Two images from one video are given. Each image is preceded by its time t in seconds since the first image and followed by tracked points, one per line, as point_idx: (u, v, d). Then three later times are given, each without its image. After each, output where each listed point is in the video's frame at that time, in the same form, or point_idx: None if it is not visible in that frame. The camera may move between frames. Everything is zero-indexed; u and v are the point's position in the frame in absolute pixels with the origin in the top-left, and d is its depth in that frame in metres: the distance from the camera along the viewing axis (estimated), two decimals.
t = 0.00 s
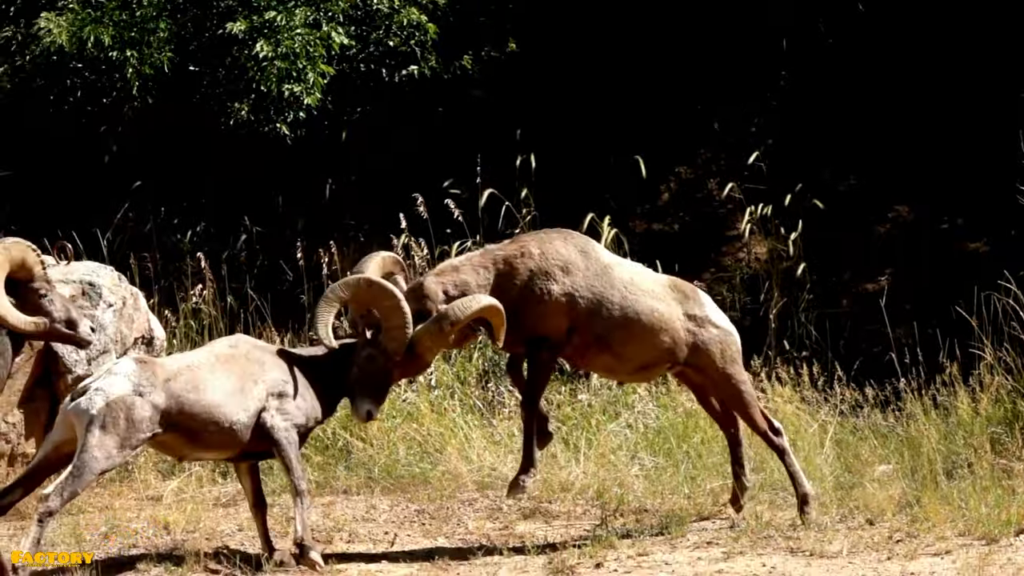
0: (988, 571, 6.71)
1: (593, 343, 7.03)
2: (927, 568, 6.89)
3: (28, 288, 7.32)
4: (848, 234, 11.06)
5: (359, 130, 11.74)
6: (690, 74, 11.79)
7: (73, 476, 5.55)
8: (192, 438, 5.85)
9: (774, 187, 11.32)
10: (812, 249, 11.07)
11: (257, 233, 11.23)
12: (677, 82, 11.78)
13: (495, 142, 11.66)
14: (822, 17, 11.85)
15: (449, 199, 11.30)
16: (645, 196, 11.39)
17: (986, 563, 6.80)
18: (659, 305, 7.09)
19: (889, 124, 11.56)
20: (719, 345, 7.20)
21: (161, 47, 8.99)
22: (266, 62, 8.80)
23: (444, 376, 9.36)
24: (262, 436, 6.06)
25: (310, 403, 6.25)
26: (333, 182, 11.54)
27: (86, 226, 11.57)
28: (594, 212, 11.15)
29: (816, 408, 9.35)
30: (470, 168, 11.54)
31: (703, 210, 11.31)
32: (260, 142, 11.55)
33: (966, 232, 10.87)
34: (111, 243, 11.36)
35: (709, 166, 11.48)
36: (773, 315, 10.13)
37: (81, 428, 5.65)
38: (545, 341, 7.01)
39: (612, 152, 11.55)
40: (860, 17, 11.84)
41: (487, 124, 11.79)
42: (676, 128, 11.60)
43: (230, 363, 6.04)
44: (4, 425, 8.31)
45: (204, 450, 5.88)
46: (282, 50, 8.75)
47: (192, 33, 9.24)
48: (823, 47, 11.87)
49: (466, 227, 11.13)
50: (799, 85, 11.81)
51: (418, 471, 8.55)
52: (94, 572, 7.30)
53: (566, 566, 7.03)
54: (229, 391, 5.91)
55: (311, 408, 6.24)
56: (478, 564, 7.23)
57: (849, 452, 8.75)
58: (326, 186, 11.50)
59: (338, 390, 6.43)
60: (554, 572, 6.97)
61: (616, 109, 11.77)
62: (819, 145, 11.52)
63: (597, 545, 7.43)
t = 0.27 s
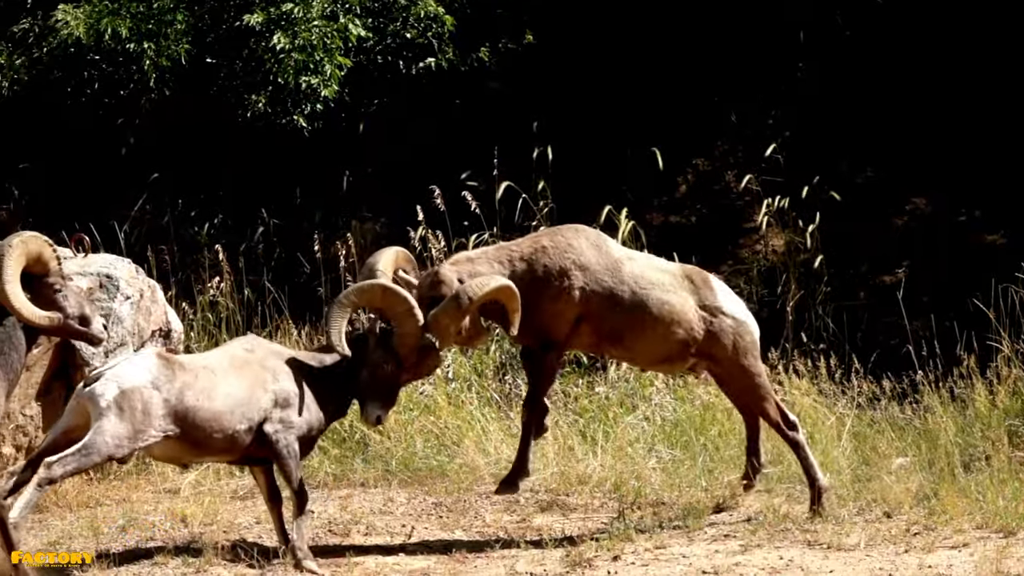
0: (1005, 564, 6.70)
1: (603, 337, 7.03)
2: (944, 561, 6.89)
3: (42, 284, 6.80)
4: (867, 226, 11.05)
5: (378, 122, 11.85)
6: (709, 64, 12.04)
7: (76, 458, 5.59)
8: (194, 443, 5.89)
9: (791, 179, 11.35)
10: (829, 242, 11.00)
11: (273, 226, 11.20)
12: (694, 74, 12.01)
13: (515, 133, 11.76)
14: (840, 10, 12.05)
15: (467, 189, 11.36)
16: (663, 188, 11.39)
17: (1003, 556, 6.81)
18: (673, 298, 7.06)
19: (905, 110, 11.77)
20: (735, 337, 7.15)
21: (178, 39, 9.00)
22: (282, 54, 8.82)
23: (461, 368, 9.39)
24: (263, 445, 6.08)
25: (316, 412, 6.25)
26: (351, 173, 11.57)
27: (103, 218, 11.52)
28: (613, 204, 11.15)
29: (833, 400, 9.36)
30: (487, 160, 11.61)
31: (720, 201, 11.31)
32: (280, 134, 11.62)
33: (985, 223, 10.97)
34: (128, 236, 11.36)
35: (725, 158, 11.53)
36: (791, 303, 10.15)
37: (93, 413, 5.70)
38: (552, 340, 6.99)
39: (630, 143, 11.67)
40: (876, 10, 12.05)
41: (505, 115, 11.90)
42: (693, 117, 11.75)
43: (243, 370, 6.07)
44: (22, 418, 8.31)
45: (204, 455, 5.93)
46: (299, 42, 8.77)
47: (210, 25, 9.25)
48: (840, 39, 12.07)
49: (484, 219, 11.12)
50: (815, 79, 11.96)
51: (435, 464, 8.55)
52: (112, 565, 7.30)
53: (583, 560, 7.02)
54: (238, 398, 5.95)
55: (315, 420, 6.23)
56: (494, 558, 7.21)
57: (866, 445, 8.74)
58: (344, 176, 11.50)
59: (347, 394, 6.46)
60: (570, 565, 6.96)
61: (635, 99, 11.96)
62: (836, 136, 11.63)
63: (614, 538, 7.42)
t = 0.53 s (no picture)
0: None
1: (617, 342, 7.02)
2: (963, 556, 6.90)
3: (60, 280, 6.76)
4: (883, 221, 11.11)
5: (397, 116, 11.92)
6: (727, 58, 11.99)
7: (89, 450, 5.68)
8: (196, 442, 6.04)
9: (808, 174, 11.38)
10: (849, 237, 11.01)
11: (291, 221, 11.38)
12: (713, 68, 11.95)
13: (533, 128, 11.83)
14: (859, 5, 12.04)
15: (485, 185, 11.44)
16: (681, 183, 11.44)
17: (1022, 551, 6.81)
18: (685, 298, 7.01)
19: (928, 110, 11.59)
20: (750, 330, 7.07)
21: (197, 34, 9.11)
22: (300, 49, 8.92)
23: (479, 363, 9.40)
24: (263, 444, 6.22)
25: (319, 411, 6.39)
26: (368, 169, 11.76)
27: (121, 213, 11.72)
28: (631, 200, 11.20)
29: (852, 394, 9.36)
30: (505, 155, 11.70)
31: (739, 196, 11.34)
32: (297, 130, 11.75)
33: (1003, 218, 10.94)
34: (146, 231, 11.39)
35: (743, 153, 11.51)
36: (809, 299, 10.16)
37: (104, 408, 5.79)
38: (565, 349, 6.98)
39: (648, 139, 11.65)
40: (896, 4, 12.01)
41: (523, 110, 11.96)
42: (712, 113, 11.64)
43: (247, 370, 6.23)
44: (40, 413, 8.33)
45: (204, 455, 6.08)
46: (318, 37, 8.88)
47: (228, 20, 9.29)
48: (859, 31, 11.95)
49: (502, 215, 11.24)
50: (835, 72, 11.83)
51: (453, 459, 8.56)
52: (130, 559, 7.30)
53: (601, 555, 7.04)
54: (240, 397, 6.11)
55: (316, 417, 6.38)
56: (512, 552, 7.22)
57: (885, 440, 8.74)
58: (362, 172, 11.71)
59: (354, 397, 6.60)
60: (588, 560, 6.97)
61: (653, 93, 11.84)
62: (854, 130, 11.56)
63: (632, 533, 7.43)
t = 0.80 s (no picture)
0: None
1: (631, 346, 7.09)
2: (980, 547, 6.90)
3: (73, 272, 6.66)
4: (901, 212, 11.07)
5: (414, 107, 11.98)
6: (743, 48, 12.15)
7: (101, 451, 5.87)
8: (199, 434, 6.18)
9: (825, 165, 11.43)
10: (866, 227, 11.06)
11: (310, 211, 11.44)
12: (728, 58, 12.13)
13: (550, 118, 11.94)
14: None
15: (502, 176, 11.48)
16: (699, 173, 11.52)
17: None
18: (696, 298, 7.02)
19: (945, 102, 11.70)
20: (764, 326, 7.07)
21: (214, 25, 9.21)
22: (318, 40, 9.00)
23: (497, 353, 9.37)
24: (267, 433, 6.32)
25: (321, 400, 6.48)
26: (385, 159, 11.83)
27: (140, 204, 11.81)
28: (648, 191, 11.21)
29: (869, 385, 9.37)
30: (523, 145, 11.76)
31: (757, 187, 11.39)
32: (314, 121, 11.87)
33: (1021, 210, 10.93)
34: (163, 222, 11.37)
35: (761, 144, 11.62)
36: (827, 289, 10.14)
37: (111, 406, 5.97)
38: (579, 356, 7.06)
39: (665, 129, 11.81)
40: None
41: (541, 100, 12.07)
42: (729, 103, 11.89)
43: (247, 359, 6.33)
44: (59, 404, 8.29)
45: (208, 446, 6.21)
46: (335, 28, 8.95)
47: (246, 11, 9.40)
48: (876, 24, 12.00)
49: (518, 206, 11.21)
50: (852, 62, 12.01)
51: (470, 450, 8.56)
52: (148, 549, 7.30)
53: (618, 545, 7.04)
54: (241, 388, 6.22)
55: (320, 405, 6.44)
56: (529, 543, 7.22)
57: (903, 430, 8.75)
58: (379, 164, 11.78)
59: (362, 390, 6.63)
60: (606, 550, 6.97)
61: (670, 83, 12.10)
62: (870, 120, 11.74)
63: (649, 524, 7.42)
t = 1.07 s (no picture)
0: None
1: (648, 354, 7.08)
2: (997, 539, 6.89)
3: (89, 266, 6.60)
4: (917, 204, 11.14)
5: (430, 100, 11.96)
6: (760, 40, 12.16)
7: (117, 458, 5.93)
8: (203, 423, 6.23)
9: (842, 158, 11.51)
10: (883, 220, 11.09)
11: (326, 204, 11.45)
12: (744, 49, 12.17)
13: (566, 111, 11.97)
14: None
15: (519, 169, 11.54)
16: (715, 166, 11.58)
17: None
18: (709, 300, 6.98)
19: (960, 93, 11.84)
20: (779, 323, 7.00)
21: (231, 17, 9.26)
22: (334, 31, 9.16)
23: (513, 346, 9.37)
24: (270, 424, 6.41)
25: (323, 389, 6.55)
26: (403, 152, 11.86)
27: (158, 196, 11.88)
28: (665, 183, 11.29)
29: (886, 377, 9.37)
30: (539, 138, 11.78)
31: (773, 179, 11.48)
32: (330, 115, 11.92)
33: None
34: (179, 214, 11.40)
35: (777, 136, 11.71)
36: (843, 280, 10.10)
37: (120, 408, 6.00)
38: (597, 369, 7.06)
39: (682, 121, 11.88)
40: None
41: (558, 94, 12.07)
42: (746, 95, 11.95)
43: (247, 349, 6.37)
44: (75, 396, 8.28)
45: (213, 436, 6.28)
46: (352, 20, 9.09)
47: (263, 4, 9.49)
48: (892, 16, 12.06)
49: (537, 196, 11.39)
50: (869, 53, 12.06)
51: (487, 442, 8.56)
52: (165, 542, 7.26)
53: (635, 538, 7.03)
54: (244, 380, 6.27)
55: (321, 395, 6.52)
56: (546, 535, 7.21)
57: (919, 422, 8.75)
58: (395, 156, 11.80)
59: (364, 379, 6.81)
60: (623, 542, 6.97)
61: (687, 75, 12.16)
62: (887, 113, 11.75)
63: (666, 516, 7.42)
